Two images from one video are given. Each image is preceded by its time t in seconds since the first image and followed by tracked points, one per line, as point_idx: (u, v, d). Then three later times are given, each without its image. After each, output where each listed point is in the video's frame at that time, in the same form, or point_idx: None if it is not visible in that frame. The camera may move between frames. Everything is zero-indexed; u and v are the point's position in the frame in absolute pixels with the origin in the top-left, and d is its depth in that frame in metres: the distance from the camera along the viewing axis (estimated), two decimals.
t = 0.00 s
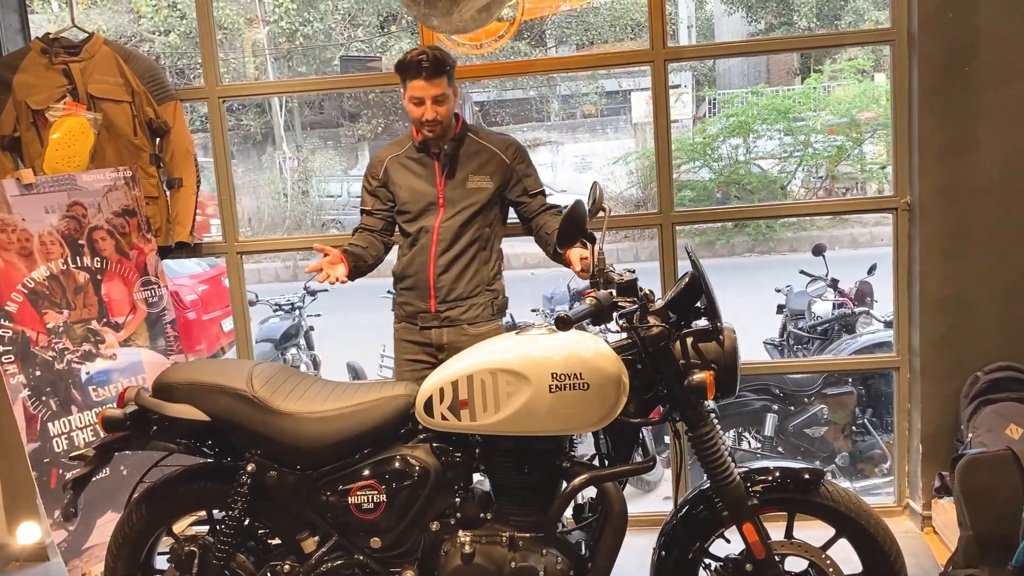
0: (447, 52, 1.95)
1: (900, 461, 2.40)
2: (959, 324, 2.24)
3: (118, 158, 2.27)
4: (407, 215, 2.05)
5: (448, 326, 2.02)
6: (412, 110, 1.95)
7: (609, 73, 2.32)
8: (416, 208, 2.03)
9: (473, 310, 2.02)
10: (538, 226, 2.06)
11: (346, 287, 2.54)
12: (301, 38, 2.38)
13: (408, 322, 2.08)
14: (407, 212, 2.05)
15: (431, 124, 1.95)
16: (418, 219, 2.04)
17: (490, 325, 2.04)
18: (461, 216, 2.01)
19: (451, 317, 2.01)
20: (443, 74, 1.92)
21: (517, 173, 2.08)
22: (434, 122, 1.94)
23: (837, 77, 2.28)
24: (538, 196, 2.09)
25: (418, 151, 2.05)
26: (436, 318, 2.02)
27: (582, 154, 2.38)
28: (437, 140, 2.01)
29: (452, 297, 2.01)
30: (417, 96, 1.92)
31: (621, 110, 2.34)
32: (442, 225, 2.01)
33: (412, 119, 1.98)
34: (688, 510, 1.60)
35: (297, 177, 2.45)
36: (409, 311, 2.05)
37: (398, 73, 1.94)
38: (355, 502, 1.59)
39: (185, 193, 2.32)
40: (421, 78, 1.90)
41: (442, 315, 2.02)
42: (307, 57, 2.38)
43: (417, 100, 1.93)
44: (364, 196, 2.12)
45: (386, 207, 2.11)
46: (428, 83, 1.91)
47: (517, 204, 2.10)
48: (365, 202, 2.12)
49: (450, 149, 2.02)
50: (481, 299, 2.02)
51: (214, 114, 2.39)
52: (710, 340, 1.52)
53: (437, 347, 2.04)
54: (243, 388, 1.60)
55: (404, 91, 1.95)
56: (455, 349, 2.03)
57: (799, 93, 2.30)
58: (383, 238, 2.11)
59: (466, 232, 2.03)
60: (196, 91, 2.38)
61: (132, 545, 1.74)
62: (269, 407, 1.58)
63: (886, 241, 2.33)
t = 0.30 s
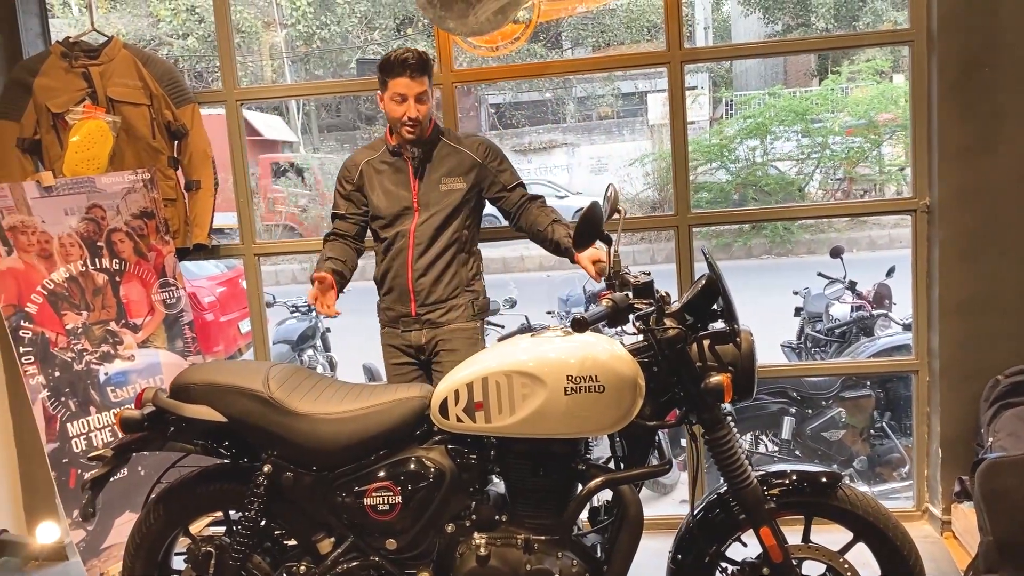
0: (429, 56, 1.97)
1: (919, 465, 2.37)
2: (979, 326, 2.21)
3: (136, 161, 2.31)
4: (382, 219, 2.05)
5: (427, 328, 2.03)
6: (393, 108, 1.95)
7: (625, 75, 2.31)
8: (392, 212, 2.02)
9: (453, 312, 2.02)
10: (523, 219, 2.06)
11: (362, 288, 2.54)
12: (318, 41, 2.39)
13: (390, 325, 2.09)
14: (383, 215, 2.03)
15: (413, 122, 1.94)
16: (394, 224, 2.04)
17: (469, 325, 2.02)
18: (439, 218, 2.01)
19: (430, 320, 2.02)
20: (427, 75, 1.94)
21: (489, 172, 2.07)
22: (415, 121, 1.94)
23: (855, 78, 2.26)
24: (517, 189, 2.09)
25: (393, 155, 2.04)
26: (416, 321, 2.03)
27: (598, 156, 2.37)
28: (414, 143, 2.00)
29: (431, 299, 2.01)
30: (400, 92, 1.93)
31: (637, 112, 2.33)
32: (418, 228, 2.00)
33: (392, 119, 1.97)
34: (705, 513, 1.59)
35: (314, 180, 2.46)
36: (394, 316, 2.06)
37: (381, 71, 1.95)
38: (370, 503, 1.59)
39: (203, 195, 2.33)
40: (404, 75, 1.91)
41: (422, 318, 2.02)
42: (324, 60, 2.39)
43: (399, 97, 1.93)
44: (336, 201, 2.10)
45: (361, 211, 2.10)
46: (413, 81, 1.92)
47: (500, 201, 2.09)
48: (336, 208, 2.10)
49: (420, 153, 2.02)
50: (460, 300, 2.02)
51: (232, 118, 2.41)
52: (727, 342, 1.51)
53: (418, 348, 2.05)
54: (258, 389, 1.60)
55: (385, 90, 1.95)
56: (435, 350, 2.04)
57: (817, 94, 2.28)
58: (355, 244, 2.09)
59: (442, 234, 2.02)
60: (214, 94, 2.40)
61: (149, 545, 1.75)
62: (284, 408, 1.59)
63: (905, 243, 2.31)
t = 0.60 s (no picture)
0: (431, 59, 1.95)
1: (938, 469, 2.34)
2: (999, 330, 2.18)
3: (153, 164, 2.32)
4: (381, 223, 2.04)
5: (425, 335, 2.02)
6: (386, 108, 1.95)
7: (640, 77, 2.30)
8: (393, 216, 2.03)
9: (451, 320, 2.01)
10: (531, 225, 2.05)
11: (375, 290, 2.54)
12: (332, 44, 2.40)
13: (389, 331, 2.08)
14: (382, 219, 2.04)
15: (401, 126, 1.94)
16: (394, 228, 2.04)
17: (467, 334, 2.01)
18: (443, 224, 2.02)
19: (428, 327, 2.01)
20: (424, 80, 1.92)
21: (493, 179, 2.06)
22: (405, 125, 1.94)
23: (872, 80, 2.24)
24: (523, 195, 2.08)
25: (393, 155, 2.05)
26: (415, 327, 2.02)
27: (613, 158, 2.36)
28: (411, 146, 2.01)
29: (430, 307, 2.01)
30: (393, 94, 1.92)
31: (652, 114, 2.32)
32: (419, 234, 2.01)
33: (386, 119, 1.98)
34: (721, 518, 1.57)
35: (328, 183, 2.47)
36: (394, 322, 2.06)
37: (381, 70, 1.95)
38: (384, 506, 1.59)
39: (218, 199, 2.35)
40: (398, 78, 1.91)
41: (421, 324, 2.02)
42: (339, 63, 2.40)
43: (393, 99, 1.93)
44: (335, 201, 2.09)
45: (361, 211, 2.09)
46: (406, 85, 1.91)
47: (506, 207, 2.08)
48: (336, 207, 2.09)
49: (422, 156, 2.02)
50: (460, 308, 2.01)
51: (247, 121, 2.42)
52: (744, 345, 1.49)
53: (417, 355, 2.04)
54: (273, 392, 1.61)
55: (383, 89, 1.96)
56: (433, 357, 2.03)
57: (833, 96, 2.26)
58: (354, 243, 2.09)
59: (443, 241, 2.03)
60: (229, 97, 2.42)
61: (165, 547, 1.75)
62: (299, 411, 1.59)
63: (923, 245, 2.28)
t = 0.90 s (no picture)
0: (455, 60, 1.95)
1: (952, 472, 2.32)
2: (1014, 332, 2.17)
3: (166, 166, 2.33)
4: (399, 228, 2.02)
5: (440, 343, 2.02)
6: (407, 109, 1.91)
7: (652, 79, 2.30)
8: (412, 223, 1.99)
9: (467, 327, 2.03)
10: (544, 234, 2.06)
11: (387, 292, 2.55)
12: (344, 47, 2.41)
13: (399, 339, 2.06)
14: (402, 227, 2.01)
15: (423, 127, 1.90)
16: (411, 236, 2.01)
17: (482, 340, 2.04)
18: (462, 231, 2.01)
19: (444, 335, 2.01)
20: (448, 80, 1.90)
21: (513, 188, 2.08)
22: (426, 126, 1.90)
23: (885, 81, 2.23)
24: (539, 206, 2.09)
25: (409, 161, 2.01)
26: (429, 336, 2.01)
27: (624, 160, 2.36)
28: (430, 150, 1.96)
29: (447, 315, 2.01)
30: (416, 93, 1.89)
31: (664, 116, 2.31)
32: (438, 243, 1.99)
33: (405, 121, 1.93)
34: (733, 519, 1.57)
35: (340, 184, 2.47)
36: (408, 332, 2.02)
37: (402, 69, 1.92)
38: (396, 506, 1.59)
39: (232, 201, 2.36)
40: (421, 76, 1.88)
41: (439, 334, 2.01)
42: (350, 65, 2.41)
43: (415, 99, 1.90)
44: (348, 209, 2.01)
45: (376, 218, 2.01)
46: (431, 83, 1.88)
47: (523, 217, 2.09)
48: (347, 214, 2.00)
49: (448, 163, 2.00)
50: (476, 315, 2.04)
51: (259, 122, 2.44)
52: (756, 347, 1.49)
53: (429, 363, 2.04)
54: (287, 393, 1.61)
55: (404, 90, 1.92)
56: (447, 364, 2.03)
57: (845, 97, 2.25)
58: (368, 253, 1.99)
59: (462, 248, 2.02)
60: (242, 99, 2.43)
61: (178, 547, 1.77)
62: (312, 412, 1.59)
63: (937, 247, 2.27)
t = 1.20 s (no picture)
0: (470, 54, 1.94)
1: (963, 474, 2.31)
2: None
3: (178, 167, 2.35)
4: (414, 230, 1.98)
5: (459, 349, 2.01)
6: (420, 101, 1.90)
7: (661, 80, 2.30)
8: (430, 225, 1.97)
9: (486, 331, 2.03)
10: (552, 234, 2.07)
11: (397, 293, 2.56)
12: (354, 48, 2.42)
13: (415, 345, 2.03)
14: (419, 227, 1.98)
15: (435, 119, 1.88)
16: (429, 238, 1.99)
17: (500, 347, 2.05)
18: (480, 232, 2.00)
19: (463, 340, 2.01)
20: (463, 72, 1.89)
21: (528, 186, 2.08)
22: (438, 118, 1.88)
23: (895, 81, 2.22)
24: (549, 205, 2.10)
25: (421, 158, 1.98)
26: (447, 342, 2.00)
27: (633, 161, 2.36)
28: (445, 145, 1.95)
29: (468, 318, 2.01)
30: (430, 85, 1.88)
31: (674, 116, 2.31)
32: (458, 244, 1.98)
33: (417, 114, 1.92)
34: (744, 521, 1.57)
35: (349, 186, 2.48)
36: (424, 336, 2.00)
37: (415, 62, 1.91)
38: (407, 507, 1.59)
39: (243, 202, 2.37)
40: (435, 67, 1.87)
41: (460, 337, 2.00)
42: (360, 66, 2.42)
43: (428, 92, 1.89)
44: (357, 212, 1.93)
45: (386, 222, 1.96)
46: (445, 75, 1.87)
47: (533, 219, 2.09)
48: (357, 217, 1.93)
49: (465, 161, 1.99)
50: (494, 318, 2.04)
51: (270, 124, 2.45)
52: (766, 348, 1.49)
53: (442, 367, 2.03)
54: (298, 394, 1.62)
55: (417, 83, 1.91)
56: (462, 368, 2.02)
57: (855, 97, 2.25)
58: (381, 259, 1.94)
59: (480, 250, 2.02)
60: (253, 101, 2.44)
61: (189, 547, 1.78)
62: (322, 412, 1.60)
63: (948, 248, 2.26)
